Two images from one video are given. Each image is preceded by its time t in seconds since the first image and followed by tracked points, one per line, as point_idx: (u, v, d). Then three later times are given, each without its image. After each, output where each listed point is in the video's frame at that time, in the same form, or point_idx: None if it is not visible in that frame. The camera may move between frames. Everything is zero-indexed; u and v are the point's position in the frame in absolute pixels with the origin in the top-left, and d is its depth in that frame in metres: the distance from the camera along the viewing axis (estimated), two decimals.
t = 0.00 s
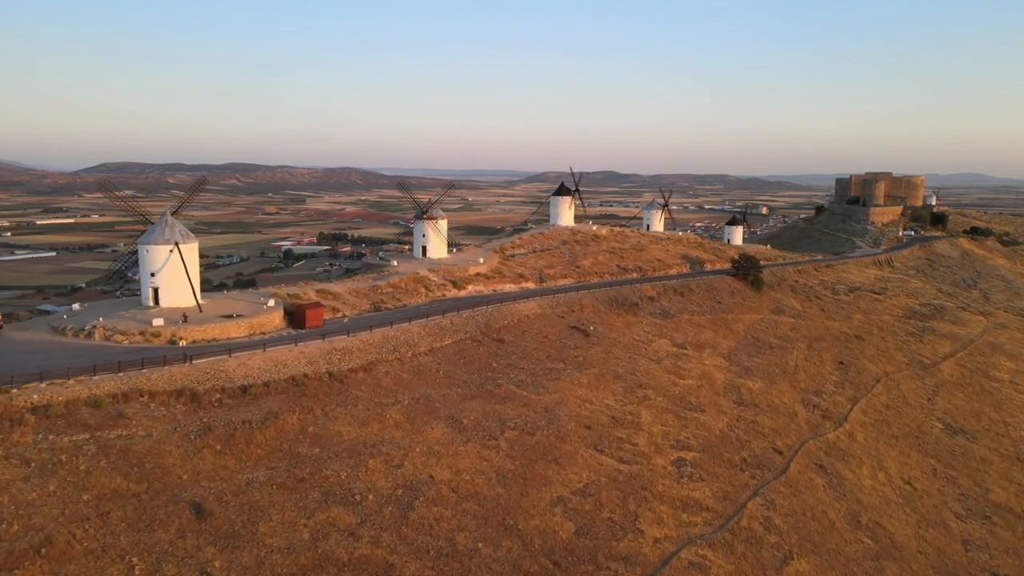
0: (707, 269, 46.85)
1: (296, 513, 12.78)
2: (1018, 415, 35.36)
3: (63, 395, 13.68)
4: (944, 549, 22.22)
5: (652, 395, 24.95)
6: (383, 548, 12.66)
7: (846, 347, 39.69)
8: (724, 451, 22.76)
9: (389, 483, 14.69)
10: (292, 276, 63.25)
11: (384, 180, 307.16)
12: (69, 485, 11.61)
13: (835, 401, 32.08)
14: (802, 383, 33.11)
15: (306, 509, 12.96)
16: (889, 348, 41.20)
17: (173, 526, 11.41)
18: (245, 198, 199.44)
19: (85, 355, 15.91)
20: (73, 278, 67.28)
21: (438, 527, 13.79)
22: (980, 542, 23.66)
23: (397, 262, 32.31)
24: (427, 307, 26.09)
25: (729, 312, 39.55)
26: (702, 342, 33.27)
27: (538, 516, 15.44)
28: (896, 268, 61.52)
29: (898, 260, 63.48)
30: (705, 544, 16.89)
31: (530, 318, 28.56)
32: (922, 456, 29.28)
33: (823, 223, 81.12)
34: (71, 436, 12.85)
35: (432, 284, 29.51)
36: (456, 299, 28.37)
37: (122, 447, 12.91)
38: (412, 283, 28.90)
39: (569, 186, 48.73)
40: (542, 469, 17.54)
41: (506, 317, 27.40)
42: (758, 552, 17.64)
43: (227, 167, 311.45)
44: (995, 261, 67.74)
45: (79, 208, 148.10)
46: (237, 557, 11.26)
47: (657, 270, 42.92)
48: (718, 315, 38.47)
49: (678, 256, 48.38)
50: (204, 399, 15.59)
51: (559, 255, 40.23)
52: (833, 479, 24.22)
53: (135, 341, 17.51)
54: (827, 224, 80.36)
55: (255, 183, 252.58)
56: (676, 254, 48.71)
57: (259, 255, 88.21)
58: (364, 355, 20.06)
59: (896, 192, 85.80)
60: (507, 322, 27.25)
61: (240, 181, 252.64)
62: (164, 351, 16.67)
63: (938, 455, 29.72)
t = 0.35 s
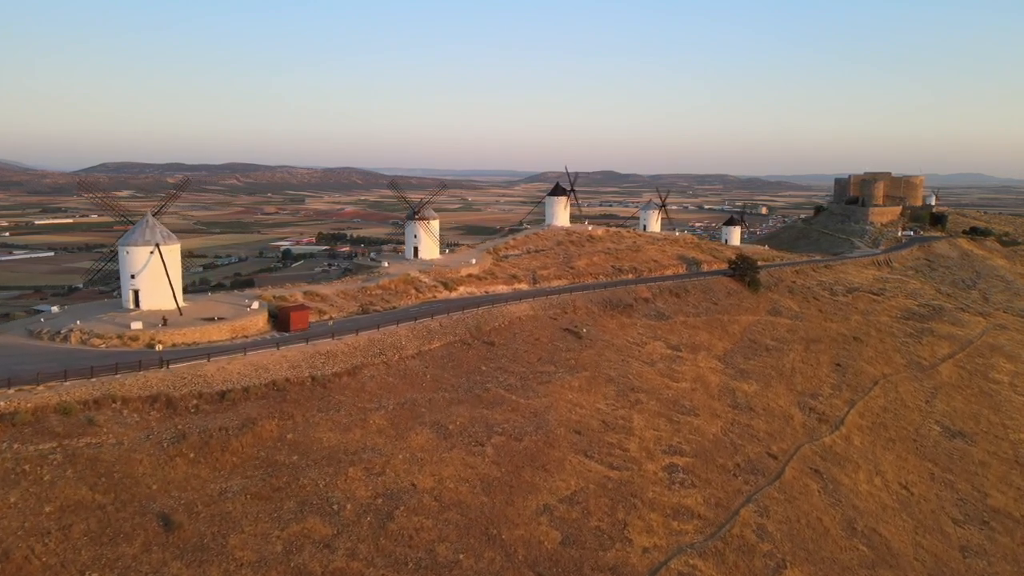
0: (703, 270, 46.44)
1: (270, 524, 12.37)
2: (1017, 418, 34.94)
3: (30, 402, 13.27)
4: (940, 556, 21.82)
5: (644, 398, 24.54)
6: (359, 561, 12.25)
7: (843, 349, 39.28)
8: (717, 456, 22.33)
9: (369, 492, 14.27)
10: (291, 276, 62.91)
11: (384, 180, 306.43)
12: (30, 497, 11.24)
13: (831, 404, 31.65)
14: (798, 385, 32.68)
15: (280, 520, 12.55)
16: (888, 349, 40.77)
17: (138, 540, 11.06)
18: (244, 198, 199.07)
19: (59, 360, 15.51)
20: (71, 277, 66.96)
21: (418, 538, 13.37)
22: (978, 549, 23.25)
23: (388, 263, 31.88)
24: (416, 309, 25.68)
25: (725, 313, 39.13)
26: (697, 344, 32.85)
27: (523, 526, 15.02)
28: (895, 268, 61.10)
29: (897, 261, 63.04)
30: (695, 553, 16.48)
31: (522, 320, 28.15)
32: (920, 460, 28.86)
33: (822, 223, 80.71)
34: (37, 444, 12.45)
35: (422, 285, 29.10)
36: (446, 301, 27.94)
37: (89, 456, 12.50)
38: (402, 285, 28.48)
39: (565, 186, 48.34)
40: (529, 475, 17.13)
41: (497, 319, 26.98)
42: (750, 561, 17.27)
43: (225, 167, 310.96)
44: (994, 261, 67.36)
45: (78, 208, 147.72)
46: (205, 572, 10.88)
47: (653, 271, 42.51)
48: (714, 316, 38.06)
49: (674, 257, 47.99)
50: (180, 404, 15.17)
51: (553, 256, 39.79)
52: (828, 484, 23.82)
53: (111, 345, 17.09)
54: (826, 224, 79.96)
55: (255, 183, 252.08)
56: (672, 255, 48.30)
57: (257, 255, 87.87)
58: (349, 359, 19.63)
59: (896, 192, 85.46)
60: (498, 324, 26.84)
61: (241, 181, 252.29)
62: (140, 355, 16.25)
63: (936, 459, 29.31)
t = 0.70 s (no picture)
0: (699, 271, 46.00)
1: (238, 537, 11.94)
2: (1016, 421, 34.50)
3: None
4: (937, 565, 21.38)
5: (636, 402, 24.10)
6: None
7: (840, 351, 38.82)
8: (709, 461, 21.88)
9: (344, 502, 13.81)
10: (288, 276, 62.38)
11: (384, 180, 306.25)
12: None
13: (828, 407, 31.20)
14: (794, 388, 32.23)
15: (249, 533, 12.11)
16: (886, 351, 40.34)
17: (97, 556, 10.66)
18: (243, 198, 198.68)
19: (27, 366, 15.05)
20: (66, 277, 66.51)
21: (394, 550, 12.93)
22: (976, 556, 22.81)
23: (378, 264, 31.43)
24: (404, 311, 25.23)
25: (720, 315, 38.69)
26: (691, 346, 32.41)
27: (505, 537, 14.58)
28: (893, 269, 60.65)
29: (896, 261, 62.60)
30: (684, 564, 16.04)
31: (513, 322, 27.69)
32: (917, 464, 28.41)
33: (820, 223, 80.24)
34: None
35: (412, 287, 28.66)
36: (436, 303, 27.49)
37: (51, 467, 12.08)
38: (390, 287, 28.04)
39: (559, 186, 47.89)
40: (514, 483, 16.67)
41: (487, 322, 26.52)
42: (741, 572, 16.84)
43: (225, 167, 310.53)
44: (994, 261, 66.91)
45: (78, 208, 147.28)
46: None
47: (649, 272, 42.05)
48: (710, 318, 37.59)
49: (670, 257, 47.53)
50: (152, 411, 14.72)
51: (546, 257, 39.32)
52: (823, 490, 23.37)
53: (84, 349, 16.63)
54: (825, 224, 79.51)
55: (255, 183, 251.82)
56: (668, 256, 47.87)
57: (256, 256, 87.43)
58: (331, 363, 19.17)
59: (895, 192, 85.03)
60: (488, 326, 26.39)
61: (240, 182, 251.85)
62: (112, 361, 15.79)
63: (933, 463, 28.87)
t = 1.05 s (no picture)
0: (696, 271, 45.57)
1: (207, 550, 11.55)
2: (1016, 424, 34.05)
3: None
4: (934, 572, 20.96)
5: (628, 406, 23.68)
6: None
7: (838, 353, 38.37)
8: (701, 467, 21.44)
9: (320, 512, 13.38)
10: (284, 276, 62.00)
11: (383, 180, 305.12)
12: None
13: (824, 410, 30.78)
14: (790, 391, 31.80)
15: (218, 546, 11.71)
16: (884, 353, 39.90)
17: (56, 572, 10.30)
18: (242, 198, 198.29)
19: None
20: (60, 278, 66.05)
21: (370, 563, 12.52)
22: (974, 563, 22.37)
23: (368, 265, 31.00)
24: (393, 314, 24.80)
25: (716, 316, 38.28)
26: (686, 348, 31.99)
27: (487, 548, 14.14)
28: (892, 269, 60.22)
29: (895, 262, 62.15)
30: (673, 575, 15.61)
31: (504, 325, 27.25)
32: (915, 468, 27.97)
33: (819, 223, 79.83)
34: None
35: (401, 289, 28.25)
36: (425, 305, 27.05)
37: (14, 477, 11.71)
38: (380, 288, 27.62)
39: (554, 187, 47.46)
40: (498, 491, 16.24)
41: (477, 324, 26.09)
42: None
43: (223, 167, 309.82)
44: (993, 262, 66.46)
45: (76, 207, 146.78)
46: None
47: (644, 273, 41.64)
48: (706, 319, 37.16)
49: (666, 258, 47.09)
50: (125, 418, 14.31)
51: (541, 258, 38.90)
52: (818, 496, 22.94)
53: (58, 354, 16.22)
54: (823, 224, 79.11)
55: (254, 183, 251.24)
56: (664, 256, 47.46)
57: (254, 256, 87.06)
58: (313, 368, 18.74)
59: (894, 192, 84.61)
60: (478, 329, 25.96)
61: (239, 182, 250.99)
62: (85, 366, 15.39)
63: (931, 467, 28.43)
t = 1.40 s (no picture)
0: (692, 272, 45.12)
1: (169, 566, 11.13)
2: (1015, 427, 33.57)
3: None
4: None
5: (619, 411, 23.22)
6: None
7: (835, 355, 37.91)
8: (693, 473, 20.97)
9: (292, 524, 12.92)
10: (279, 276, 61.60)
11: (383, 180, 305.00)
12: None
13: (820, 414, 30.33)
14: (786, 394, 31.34)
15: (182, 561, 11.29)
16: (881, 355, 39.42)
17: None
18: (243, 198, 197.97)
19: None
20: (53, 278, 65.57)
21: None
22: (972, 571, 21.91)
23: (357, 267, 30.54)
24: (380, 316, 24.35)
25: (712, 318, 37.81)
26: (680, 351, 31.53)
27: (467, 560, 13.70)
28: (891, 270, 59.74)
29: (894, 262, 61.68)
30: None
31: (493, 327, 26.78)
32: (912, 473, 27.51)
33: (818, 223, 79.37)
34: None
35: (390, 290, 27.80)
36: (414, 307, 26.59)
37: None
38: (368, 290, 27.19)
39: (549, 187, 47.00)
40: (481, 500, 15.78)
41: (465, 327, 25.63)
42: None
43: (223, 167, 309.62)
44: (993, 262, 65.97)
45: (76, 207, 146.40)
46: None
47: (639, 274, 41.17)
48: (701, 321, 36.70)
49: (662, 259, 46.64)
50: (92, 427, 13.88)
51: (534, 259, 38.45)
52: (813, 502, 22.47)
53: (28, 359, 15.78)
54: (822, 224, 78.63)
55: (254, 183, 250.85)
56: (660, 257, 47.01)
57: (252, 256, 86.66)
58: (294, 373, 18.28)
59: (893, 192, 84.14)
60: (467, 332, 25.51)
61: (238, 182, 250.71)
62: (53, 372, 14.95)
63: (928, 471, 27.97)
